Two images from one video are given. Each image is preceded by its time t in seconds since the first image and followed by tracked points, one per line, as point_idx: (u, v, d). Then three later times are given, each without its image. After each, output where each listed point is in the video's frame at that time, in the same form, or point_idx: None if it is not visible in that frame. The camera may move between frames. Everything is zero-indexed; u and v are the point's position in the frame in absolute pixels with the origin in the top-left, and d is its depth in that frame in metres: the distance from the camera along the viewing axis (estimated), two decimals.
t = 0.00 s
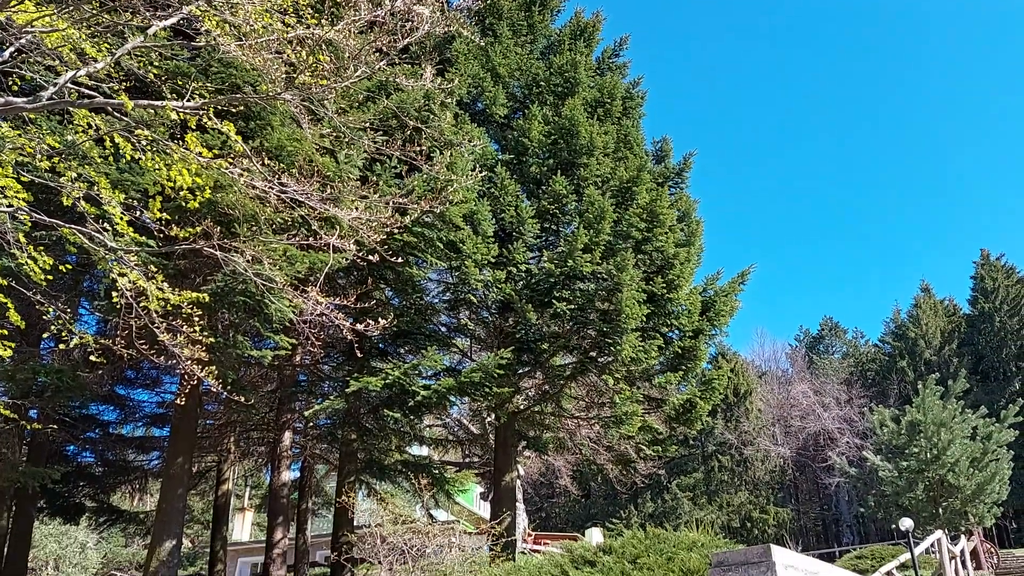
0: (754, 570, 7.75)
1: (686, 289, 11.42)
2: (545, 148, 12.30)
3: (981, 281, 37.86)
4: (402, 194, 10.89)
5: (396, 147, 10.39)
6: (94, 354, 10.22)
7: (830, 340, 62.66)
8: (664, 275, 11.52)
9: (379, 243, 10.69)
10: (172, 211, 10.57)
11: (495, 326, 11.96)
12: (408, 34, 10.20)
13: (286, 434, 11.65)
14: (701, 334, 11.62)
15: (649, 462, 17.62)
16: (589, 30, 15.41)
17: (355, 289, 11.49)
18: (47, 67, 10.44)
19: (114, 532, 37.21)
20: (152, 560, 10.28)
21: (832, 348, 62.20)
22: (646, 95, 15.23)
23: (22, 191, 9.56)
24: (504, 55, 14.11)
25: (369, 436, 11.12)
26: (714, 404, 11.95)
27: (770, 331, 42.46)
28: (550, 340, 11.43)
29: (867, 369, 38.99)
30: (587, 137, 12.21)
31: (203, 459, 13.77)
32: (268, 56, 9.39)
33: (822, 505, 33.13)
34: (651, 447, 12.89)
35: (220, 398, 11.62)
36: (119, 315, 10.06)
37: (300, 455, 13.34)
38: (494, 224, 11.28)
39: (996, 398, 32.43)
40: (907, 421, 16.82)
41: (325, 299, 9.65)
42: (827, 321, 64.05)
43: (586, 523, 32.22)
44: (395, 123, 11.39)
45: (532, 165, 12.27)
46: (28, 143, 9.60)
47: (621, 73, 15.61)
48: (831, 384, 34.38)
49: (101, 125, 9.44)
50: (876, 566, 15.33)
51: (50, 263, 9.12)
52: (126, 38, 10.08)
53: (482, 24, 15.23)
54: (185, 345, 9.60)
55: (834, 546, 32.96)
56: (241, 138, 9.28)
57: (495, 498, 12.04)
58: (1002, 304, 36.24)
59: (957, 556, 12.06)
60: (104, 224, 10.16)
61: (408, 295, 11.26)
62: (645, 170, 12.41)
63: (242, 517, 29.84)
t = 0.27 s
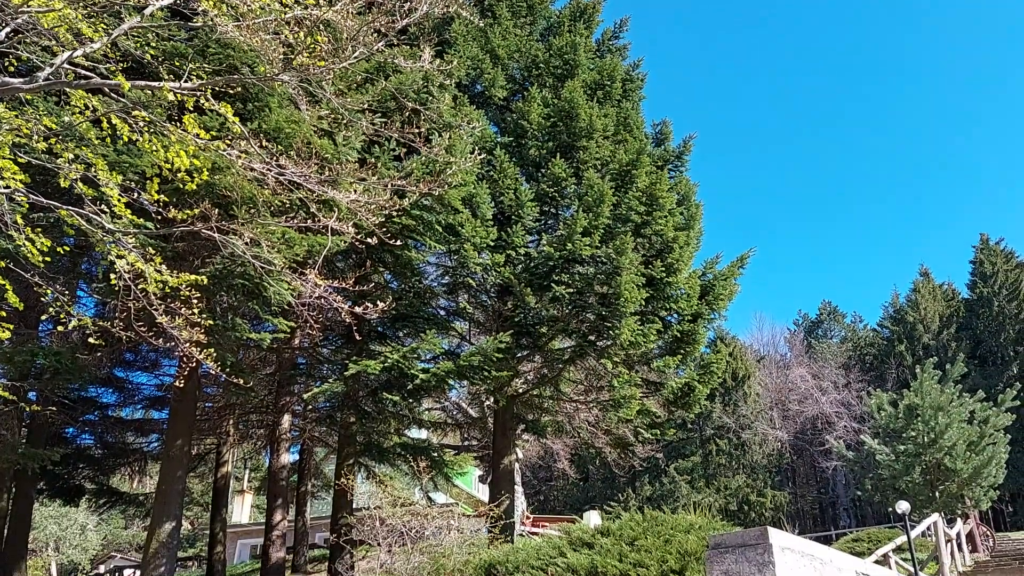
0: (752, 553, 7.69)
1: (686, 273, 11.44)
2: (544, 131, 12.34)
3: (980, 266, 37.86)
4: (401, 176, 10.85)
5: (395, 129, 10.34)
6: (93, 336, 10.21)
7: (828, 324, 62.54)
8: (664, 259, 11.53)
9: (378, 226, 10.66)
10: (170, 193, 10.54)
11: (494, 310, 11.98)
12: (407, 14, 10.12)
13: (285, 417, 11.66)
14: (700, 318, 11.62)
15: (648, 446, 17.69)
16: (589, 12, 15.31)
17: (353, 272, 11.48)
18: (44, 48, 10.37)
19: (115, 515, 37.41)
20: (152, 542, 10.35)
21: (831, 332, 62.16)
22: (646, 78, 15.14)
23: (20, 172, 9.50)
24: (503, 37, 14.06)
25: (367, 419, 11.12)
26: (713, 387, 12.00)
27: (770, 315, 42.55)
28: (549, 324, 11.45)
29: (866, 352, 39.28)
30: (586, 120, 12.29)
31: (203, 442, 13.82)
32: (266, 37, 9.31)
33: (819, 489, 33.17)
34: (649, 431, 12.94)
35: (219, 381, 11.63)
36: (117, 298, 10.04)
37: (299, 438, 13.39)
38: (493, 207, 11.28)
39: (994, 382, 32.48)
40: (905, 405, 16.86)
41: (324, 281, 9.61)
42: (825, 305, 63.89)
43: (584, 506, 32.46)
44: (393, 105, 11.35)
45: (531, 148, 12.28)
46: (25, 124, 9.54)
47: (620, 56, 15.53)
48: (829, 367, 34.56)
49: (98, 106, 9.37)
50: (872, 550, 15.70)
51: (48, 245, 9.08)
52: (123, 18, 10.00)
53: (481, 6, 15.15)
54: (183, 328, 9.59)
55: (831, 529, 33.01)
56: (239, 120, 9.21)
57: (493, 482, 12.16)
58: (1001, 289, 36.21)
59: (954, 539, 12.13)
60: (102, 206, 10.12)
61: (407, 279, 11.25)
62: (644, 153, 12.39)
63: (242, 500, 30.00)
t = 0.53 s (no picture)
0: (749, 541, 7.35)
1: (684, 262, 11.48)
2: (543, 120, 12.39)
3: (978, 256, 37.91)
4: (399, 165, 10.82)
5: (394, 117, 10.32)
6: (92, 324, 10.19)
7: (828, 314, 62.28)
8: (663, 249, 11.56)
9: (376, 214, 10.64)
10: (168, 181, 10.51)
11: (492, 299, 12.01)
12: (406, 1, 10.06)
13: (284, 405, 11.72)
14: (698, 308, 11.65)
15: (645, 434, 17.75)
16: None
17: (352, 260, 11.48)
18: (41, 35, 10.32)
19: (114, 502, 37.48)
20: (151, 529, 10.38)
21: (831, 323, 62.02)
22: (646, 66, 15.08)
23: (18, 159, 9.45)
24: (503, 25, 14.02)
25: (366, 408, 11.14)
26: (711, 377, 12.06)
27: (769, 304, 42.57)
28: (547, 313, 11.46)
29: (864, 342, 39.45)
30: (586, 108, 12.28)
31: (201, 430, 13.86)
32: (264, 24, 9.25)
33: (817, 478, 33.27)
34: (647, 420, 12.98)
35: (218, 369, 11.64)
36: (116, 286, 10.02)
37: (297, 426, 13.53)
38: (492, 196, 11.29)
39: (992, 372, 32.57)
40: (902, 395, 16.91)
41: (322, 269, 9.58)
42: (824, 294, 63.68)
43: (582, 495, 32.60)
44: (392, 93, 11.34)
45: (531, 137, 12.31)
46: (22, 110, 9.48)
47: (620, 44, 15.47)
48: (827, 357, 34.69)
49: (96, 92, 9.32)
50: (869, 538, 15.88)
51: (46, 232, 9.05)
52: (121, 5, 9.95)
53: None
54: (182, 316, 9.57)
55: (828, 517, 33.06)
56: (237, 107, 9.15)
57: (490, 470, 12.34)
58: (999, 279, 36.27)
59: (949, 527, 12.23)
60: (100, 193, 10.08)
61: (406, 267, 11.25)
62: (644, 142, 12.37)
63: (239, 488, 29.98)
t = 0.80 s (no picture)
0: (747, 527, 7.73)
1: (684, 249, 11.53)
2: (543, 105, 12.45)
3: (977, 243, 37.93)
4: (399, 150, 10.78)
5: (393, 101, 10.28)
6: (90, 309, 10.17)
7: (827, 300, 62.20)
8: (663, 235, 11.61)
9: (376, 199, 10.60)
10: (167, 165, 10.46)
11: (491, 285, 12.05)
12: None
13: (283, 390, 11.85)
14: (698, 295, 11.68)
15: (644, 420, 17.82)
16: None
17: (351, 245, 11.45)
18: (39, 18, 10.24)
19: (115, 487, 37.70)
20: (151, 513, 10.42)
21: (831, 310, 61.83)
22: (647, 51, 14.99)
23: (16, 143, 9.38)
24: (502, 10, 13.96)
25: (365, 393, 11.14)
26: (710, 363, 12.13)
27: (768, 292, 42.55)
28: (547, 300, 11.44)
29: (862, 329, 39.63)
30: (586, 94, 12.40)
31: (201, 415, 13.90)
32: (262, 7, 9.16)
33: (814, 465, 33.37)
34: (646, 406, 13.00)
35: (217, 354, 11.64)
36: (115, 270, 9.98)
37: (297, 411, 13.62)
38: (491, 182, 11.28)
39: (990, 359, 32.69)
40: (901, 381, 16.94)
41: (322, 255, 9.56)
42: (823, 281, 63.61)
43: (580, 481, 32.79)
44: (391, 77, 11.31)
45: (531, 122, 12.36)
46: (20, 94, 9.41)
47: (621, 29, 15.38)
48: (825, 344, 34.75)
49: (94, 76, 9.24)
50: (866, 524, 15.98)
51: (44, 217, 9.01)
52: None
53: None
54: (181, 301, 9.54)
55: (825, 504, 33.13)
56: (236, 91, 9.07)
57: (490, 456, 12.49)
58: (998, 267, 36.31)
59: (946, 513, 12.30)
60: (98, 178, 10.02)
61: (405, 253, 11.24)
62: (644, 128, 12.39)
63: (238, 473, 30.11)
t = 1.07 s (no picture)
0: (744, 510, 7.79)
1: (683, 233, 11.61)
2: (543, 87, 12.53)
3: (976, 228, 37.89)
4: (397, 133, 10.74)
5: (393, 82, 10.23)
6: (89, 291, 10.15)
7: (825, 286, 61.70)
8: (662, 219, 11.71)
9: (375, 182, 10.57)
10: (164, 146, 10.41)
11: (490, 269, 12.03)
12: None
13: (281, 373, 11.99)
14: (697, 280, 11.77)
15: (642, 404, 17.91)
16: None
17: (350, 228, 11.44)
18: None
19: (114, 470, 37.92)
20: (150, 495, 10.44)
21: (830, 294, 61.05)
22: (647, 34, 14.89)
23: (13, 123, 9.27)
24: None
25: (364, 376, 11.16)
26: (708, 349, 12.23)
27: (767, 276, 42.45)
28: (546, 284, 11.47)
29: (860, 315, 39.76)
30: (586, 77, 12.46)
31: (200, 396, 13.97)
32: None
33: (810, 449, 33.41)
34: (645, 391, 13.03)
35: (216, 337, 11.66)
36: (113, 252, 9.95)
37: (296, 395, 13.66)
38: (490, 165, 11.29)
39: (987, 345, 32.81)
40: (899, 366, 16.98)
41: (321, 238, 9.55)
42: (821, 267, 63.56)
43: (578, 465, 32.97)
44: (390, 59, 11.29)
45: (530, 105, 12.44)
46: (16, 73, 9.30)
47: (621, 11, 15.24)
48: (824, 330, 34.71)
49: (91, 55, 9.14)
50: (862, 507, 16.09)
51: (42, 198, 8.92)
52: None
53: None
54: (180, 283, 9.51)
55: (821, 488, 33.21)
56: (234, 72, 8.96)
57: (489, 439, 12.49)
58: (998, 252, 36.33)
59: (943, 498, 12.38)
60: (96, 159, 9.94)
61: (404, 237, 11.25)
62: (644, 111, 12.42)
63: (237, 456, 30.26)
